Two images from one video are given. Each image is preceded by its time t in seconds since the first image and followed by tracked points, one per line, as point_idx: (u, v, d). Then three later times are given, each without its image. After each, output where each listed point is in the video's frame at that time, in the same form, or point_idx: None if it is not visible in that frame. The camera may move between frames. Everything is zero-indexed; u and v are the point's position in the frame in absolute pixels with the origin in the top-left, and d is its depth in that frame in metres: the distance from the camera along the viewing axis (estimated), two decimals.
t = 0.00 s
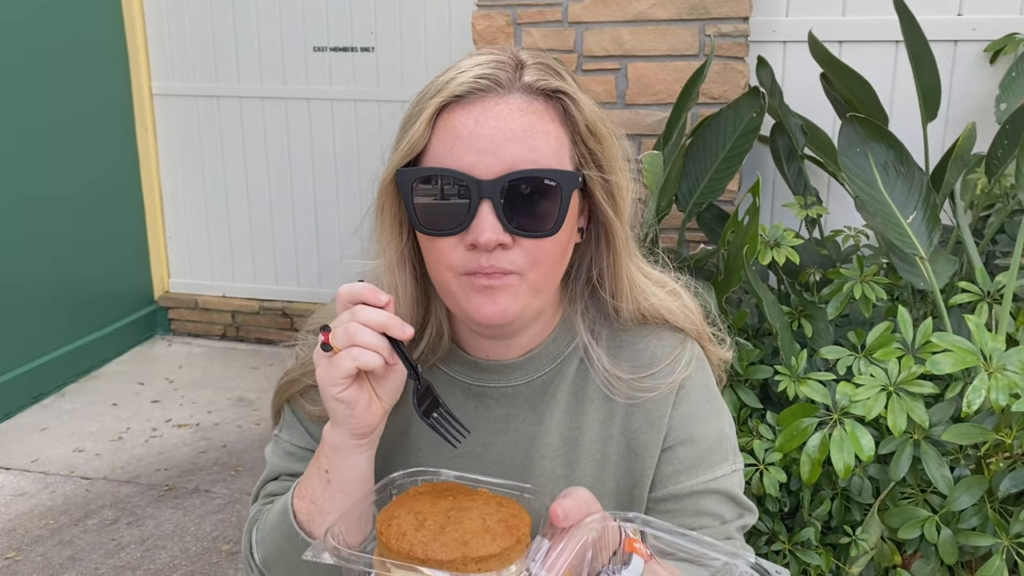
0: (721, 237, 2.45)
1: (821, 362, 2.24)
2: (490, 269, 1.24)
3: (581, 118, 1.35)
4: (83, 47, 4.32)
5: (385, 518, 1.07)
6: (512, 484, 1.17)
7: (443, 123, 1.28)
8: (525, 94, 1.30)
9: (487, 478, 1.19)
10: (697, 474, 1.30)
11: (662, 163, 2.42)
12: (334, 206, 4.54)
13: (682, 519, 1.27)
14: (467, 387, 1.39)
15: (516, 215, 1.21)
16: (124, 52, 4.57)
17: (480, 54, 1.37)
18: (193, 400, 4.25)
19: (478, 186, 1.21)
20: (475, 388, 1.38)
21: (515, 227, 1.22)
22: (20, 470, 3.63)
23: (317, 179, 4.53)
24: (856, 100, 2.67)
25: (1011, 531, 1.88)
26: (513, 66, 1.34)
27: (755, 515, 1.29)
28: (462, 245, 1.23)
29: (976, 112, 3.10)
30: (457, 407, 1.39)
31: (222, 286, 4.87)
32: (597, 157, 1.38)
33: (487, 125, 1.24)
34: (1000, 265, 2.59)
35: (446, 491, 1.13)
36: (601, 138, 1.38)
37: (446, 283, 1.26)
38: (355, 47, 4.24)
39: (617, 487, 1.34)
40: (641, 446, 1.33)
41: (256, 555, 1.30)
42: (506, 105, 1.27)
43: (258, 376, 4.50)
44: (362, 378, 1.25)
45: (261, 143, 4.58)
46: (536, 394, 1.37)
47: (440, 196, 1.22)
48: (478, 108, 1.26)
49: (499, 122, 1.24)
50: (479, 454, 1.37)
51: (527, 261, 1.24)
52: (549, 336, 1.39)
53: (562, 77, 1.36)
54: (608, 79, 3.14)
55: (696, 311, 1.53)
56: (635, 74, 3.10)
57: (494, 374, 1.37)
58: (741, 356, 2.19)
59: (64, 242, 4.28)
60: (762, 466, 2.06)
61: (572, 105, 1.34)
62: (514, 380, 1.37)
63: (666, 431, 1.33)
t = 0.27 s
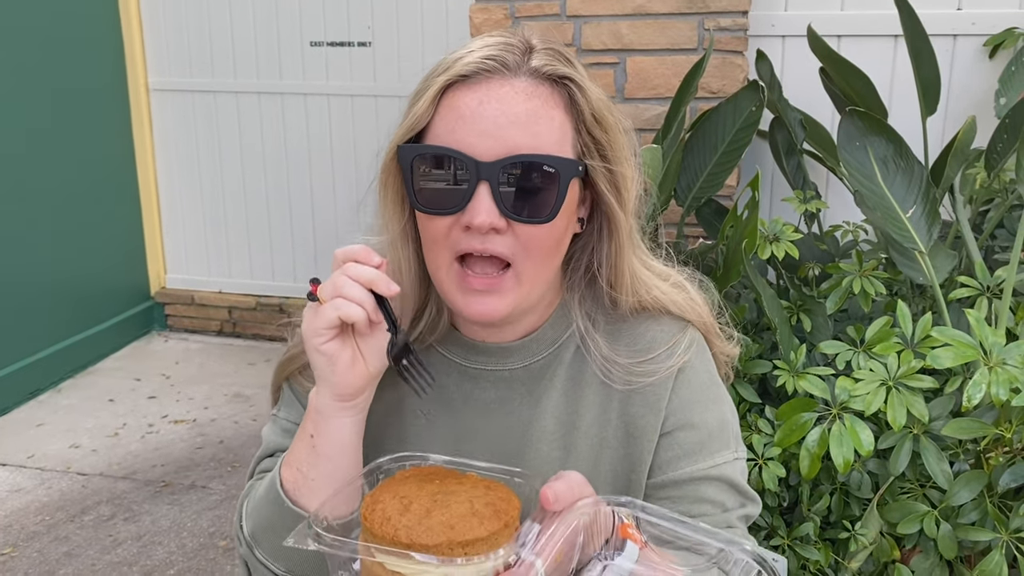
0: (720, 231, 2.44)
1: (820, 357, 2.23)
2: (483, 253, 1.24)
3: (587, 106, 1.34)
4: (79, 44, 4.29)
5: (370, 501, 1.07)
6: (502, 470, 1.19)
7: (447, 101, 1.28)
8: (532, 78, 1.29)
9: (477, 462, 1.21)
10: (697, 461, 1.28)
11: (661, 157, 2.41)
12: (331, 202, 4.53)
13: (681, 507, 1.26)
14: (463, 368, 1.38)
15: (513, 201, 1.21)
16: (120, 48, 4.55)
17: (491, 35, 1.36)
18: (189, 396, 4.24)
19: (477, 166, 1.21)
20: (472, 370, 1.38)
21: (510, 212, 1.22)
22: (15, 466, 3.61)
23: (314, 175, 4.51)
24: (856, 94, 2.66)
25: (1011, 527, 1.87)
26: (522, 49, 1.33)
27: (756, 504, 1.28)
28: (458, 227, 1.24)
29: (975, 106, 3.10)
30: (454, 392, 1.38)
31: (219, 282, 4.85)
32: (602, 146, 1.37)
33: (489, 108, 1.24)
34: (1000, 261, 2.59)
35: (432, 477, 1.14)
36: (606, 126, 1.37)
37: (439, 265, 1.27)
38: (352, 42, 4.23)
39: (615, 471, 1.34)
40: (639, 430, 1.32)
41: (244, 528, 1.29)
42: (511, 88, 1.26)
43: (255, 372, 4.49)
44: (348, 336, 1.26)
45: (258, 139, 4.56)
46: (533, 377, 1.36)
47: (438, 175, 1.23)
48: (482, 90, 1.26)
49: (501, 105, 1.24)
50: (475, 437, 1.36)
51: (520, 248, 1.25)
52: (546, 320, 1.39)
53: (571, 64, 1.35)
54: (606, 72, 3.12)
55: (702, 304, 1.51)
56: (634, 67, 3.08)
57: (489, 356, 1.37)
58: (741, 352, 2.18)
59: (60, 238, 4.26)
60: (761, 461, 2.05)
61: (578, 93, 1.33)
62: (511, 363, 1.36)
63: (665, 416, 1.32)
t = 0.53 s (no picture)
0: (720, 225, 2.45)
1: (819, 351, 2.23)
2: (485, 245, 1.24)
3: (591, 99, 1.33)
4: (76, 37, 4.28)
5: (381, 478, 1.12)
6: (507, 455, 1.21)
7: (448, 95, 1.27)
8: (533, 71, 1.28)
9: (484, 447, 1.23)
10: (696, 456, 1.28)
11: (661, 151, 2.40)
12: (330, 196, 4.52)
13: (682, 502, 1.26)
14: (461, 365, 1.37)
15: (515, 194, 1.21)
16: (118, 43, 4.54)
17: (490, 27, 1.35)
18: (187, 391, 4.23)
19: (478, 160, 1.20)
20: (469, 367, 1.37)
21: (512, 205, 1.21)
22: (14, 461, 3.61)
23: (313, 170, 4.50)
24: (855, 88, 2.65)
25: (1010, 521, 1.87)
26: (524, 42, 1.32)
27: (755, 499, 1.28)
28: (459, 219, 1.23)
29: (974, 100, 3.09)
30: (454, 386, 1.38)
31: (218, 277, 4.84)
32: (605, 140, 1.37)
33: (492, 100, 1.23)
34: (999, 255, 2.59)
35: (442, 458, 1.17)
36: (611, 120, 1.36)
37: (440, 258, 1.27)
38: (350, 37, 4.22)
39: (615, 467, 1.33)
40: (640, 426, 1.32)
41: (243, 532, 1.28)
42: (513, 81, 1.26)
43: (253, 367, 4.48)
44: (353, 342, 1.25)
45: (257, 133, 4.55)
46: (533, 373, 1.36)
47: (440, 168, 1.23)
48: (484, 83, 1.25)
49: (503, 98, 1.23)
50: (475, 433, 1.35)
51: (525, 240, 1.24)
52: (545, 316, 1.38)
53: (574, 57, 1.34)
54: (605, 66, 3.11)
55: (703, 300, 1.51)
56: (633, 61, 3.08)
57: (489, 351, 1.36)
58: (740, 345, 2.18)
59: (58, 233, 4.25)
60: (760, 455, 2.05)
61: (581, 86, 1.32)
62: (509, 359, 1.35)
63: (665, 411, 1.31)
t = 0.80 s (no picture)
0: (721, 218, 2.44)
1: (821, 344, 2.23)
2: (475, 242, 1.24)
3: (593, 98, 1.32)
4: (76, 29, 4.26)
5: (383, 479, 1.10)
6: (510, 455, 1.19)
7: (446, 86, 1.27)
8: (535, 66, 1.27)
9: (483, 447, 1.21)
10: (696, 453, 1.28)
11: (662, 143, 2.40)
12: (330, 190, 4.51)
13: (681, 500, 1.25)
14: (458, 364, 1.37)
15: (508, 190, 1.20)
16: (117, 34, 4.52)
17: (495, 20, 1.35)
18: (187, 385, 4.23)
19: (472, 154, 1.20)
20: (467, 365, 1.36)
21: (504, 201, 1.21)
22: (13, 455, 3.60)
23: (313, 164, 4.50)
24: (856, 81, 2.65)
25: (1011, 512, 1.87)
26: (528, 35, 1.32)
27: (754, 494, 1.28)
28: (451, 214, 1.23)
29: (976, 92, 3.08)
30: (452, 383, 1.37)
31: (217, 272, 4.84)
32: (606, 139, 1.36)
33: (489, 94, 1.23)
34: (1000, 248, 2.58)
35: (444, 459, 1.16)
36: (613, 120, 1.35)
37: (432, 254, 1.27)
38: (350, 30, 4.20)
39: (614, 465, 1.33)
40: (639, 423, 1.31)
41: (238, 537, 1.27)
42: (513, 75, 1.25)
43: (253, 361, 4.48)
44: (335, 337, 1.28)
45: (256, 127, 4.54)
46: (531, 371, 1.35)
47: (434, 160, 1.23)
48: (483, 75, 1.25)
49: (501, 91, 1.23)
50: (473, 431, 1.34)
51: (515, 237, 1.24)
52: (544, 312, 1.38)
53: (578, 54, 1.33)
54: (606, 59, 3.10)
55: (706, 300, 1.49)
56: (634, 54, 3.07)
57: (485, 349, 1.35)
58: (741, 338, 2.18)
59: (57, 227, 4.24)
60: (760, 448, 2.05)
61: (582, 83, 1.31)
62: (507, 356, 1.35)
63: (664, 409, 1.31)
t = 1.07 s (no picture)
0: (721, 213, 2.44)
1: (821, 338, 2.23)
2: (469, 244, 1.25)
3: (582, 99, 1.31)
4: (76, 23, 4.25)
5: (375, 481, 1.09)
6: (505, 454, 1.19)
7: (437, 89, 1.27)
8: (523, 69, 1.27)
9: (477, 446, 1.21)
10: (692, 447, 1.28)
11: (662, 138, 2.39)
12: (330, 184, 4.50)
13: (678, 493, 1.26)
14: (455, 358, 1.36)
15: (498, 192, 1.21)
16: (117, 29, 4.51)
17: (483, 20, 1.34)
18: (188, 380, 4.23)
19: (462, 156, 1.21)
20: (463, 359, 1.36)
21: (496, 203, 1.21)
22: (14, 449, 3.61)
23: (313, 158, 4.49)
24: (857, 75, 2.64)
25: (1012, 507, 1.86)
26: (516, 36, 1.31)
27: (751, 488, 1.28)
28: (444, 214, 1.24)
29: (978, 86, 3.07)
30: (449, 377, 1.37)
31: (218, 266, 4.83)
32: (601, 137, 1.35)
33: (478, 97, 1.23)
34: (1002, 242, 2.57)
35: (437, 459, 1.15)
36: (607, 120, 1.35)
37: (427, 254, 1.27)
38: (350, 24, 4.19)
39: (611, 459, 1.32)
40: (636, 418, 1.31)
41: (237, 535, 1.28)
42: (501, 78, 1.25)
43: (254, 356, 4.48)
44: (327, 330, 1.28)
45: (257, 121, 4.53)
46: (528, 365, 1.35)
47: (425, 163, 1.23)
48: (471, 78, 1.25)
49: (489, 94, 1.23)
50: (470, 425, 1.34)
51: (506, 238, 1.24)
52: (541, 306, 1.37)
53: (571, 53, 1.33)
54: (606, 53, 3.09)
55: (704, 294, 1.48)
56: (634, 48, 3.06)
57: (482, 344, 1.35)
58: (740, 332, 2.18)
59: (58, 221, 4.24)
60: (760, 443, 2.05)
61: (574, 84, 1.30)
62: (503, 351, 1.34)
63: (661, 404, 1.31)
